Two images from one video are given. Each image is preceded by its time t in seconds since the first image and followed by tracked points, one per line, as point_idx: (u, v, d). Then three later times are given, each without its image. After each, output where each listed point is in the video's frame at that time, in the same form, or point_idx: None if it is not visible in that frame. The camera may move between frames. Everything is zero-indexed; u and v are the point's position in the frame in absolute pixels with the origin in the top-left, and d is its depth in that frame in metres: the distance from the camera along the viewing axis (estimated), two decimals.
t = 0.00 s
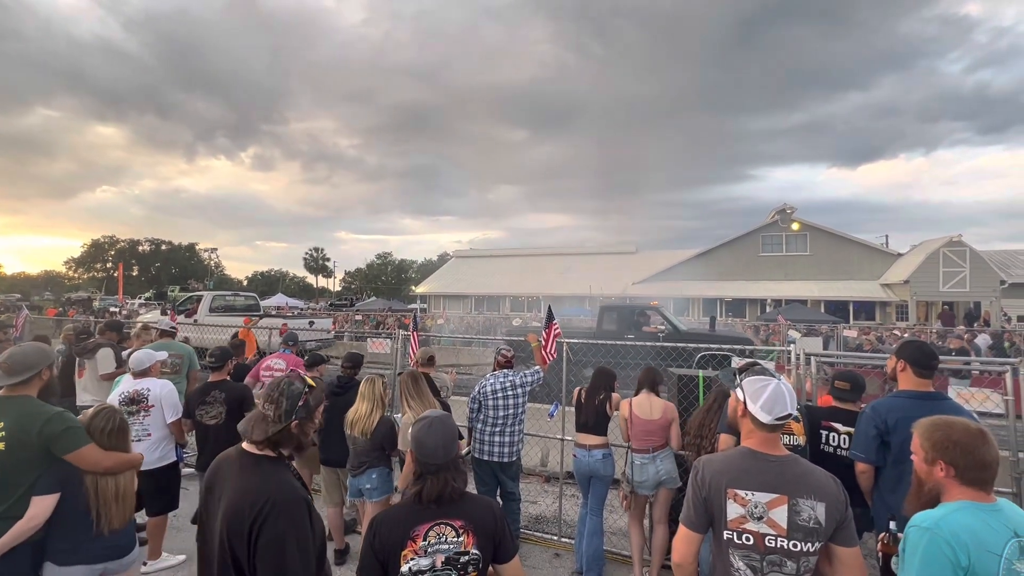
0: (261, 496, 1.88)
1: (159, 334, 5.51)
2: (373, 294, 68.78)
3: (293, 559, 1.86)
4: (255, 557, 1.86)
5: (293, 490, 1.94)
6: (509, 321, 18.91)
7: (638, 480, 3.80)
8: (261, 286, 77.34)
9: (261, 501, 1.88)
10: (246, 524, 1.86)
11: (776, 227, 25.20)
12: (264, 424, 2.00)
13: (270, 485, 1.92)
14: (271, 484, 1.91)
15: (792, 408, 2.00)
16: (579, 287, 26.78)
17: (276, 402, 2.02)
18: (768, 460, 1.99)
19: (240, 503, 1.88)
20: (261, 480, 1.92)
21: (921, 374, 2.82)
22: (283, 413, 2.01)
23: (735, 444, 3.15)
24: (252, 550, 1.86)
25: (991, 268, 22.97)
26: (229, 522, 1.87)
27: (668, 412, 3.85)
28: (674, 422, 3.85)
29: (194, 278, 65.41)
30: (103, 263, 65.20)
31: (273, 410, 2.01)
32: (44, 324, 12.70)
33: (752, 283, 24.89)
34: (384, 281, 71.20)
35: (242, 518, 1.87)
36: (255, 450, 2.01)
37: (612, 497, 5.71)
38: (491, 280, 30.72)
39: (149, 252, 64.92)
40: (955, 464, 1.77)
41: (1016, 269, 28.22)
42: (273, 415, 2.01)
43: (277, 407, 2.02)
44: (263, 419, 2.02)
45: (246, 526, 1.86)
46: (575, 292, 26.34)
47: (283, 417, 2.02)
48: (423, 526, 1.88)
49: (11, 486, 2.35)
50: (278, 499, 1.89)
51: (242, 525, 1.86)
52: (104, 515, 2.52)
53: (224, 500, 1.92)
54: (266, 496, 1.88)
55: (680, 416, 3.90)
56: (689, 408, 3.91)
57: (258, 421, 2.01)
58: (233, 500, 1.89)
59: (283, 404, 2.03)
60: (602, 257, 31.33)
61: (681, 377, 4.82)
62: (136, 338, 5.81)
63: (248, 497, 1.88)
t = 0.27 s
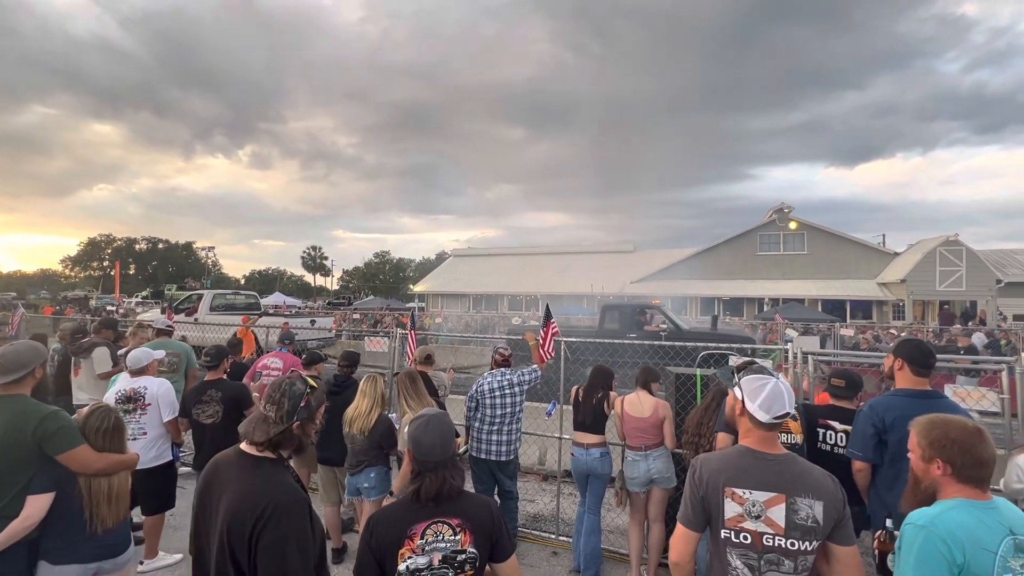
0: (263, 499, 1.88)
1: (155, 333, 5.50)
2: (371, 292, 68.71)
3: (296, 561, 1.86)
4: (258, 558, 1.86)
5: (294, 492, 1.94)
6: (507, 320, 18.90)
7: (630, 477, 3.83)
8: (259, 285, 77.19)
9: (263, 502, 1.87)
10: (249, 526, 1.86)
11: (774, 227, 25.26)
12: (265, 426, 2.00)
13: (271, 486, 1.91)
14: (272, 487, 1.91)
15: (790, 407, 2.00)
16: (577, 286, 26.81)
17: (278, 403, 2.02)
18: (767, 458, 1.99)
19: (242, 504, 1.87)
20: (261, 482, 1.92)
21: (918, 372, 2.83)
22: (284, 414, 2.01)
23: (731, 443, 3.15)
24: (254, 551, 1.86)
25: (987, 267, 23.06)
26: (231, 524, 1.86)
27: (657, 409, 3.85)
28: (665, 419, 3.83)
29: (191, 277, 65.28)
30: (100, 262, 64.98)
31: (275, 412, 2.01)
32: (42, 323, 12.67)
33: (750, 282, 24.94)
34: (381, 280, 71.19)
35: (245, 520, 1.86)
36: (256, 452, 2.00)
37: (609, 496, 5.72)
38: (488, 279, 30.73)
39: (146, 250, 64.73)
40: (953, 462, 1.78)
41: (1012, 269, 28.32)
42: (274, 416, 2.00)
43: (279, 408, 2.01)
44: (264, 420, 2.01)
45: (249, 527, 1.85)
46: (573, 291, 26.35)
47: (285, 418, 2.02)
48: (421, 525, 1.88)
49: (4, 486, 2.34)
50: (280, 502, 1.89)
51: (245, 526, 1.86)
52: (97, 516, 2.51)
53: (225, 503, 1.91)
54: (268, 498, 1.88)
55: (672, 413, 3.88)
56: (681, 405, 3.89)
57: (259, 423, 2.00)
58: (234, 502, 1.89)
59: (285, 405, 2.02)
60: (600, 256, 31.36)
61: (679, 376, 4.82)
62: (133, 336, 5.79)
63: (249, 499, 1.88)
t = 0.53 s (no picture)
0: (265, 496, 1.88)
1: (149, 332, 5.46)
2: (369, 291, 68.64)
3: (307, 553, 1.87)
4: (259, 557, 1.85)
5: (294, 487, 1.95)
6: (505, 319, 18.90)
7: (628, 476, 3.84)
8: (256, 284, 77.03)
9: (264, 501, 1.87)
10: (250, 524, 1.85)
11: (771, 226, 25.29)
12: (258, 423, 1.99)
13: (271, 484, 1.91)
14: (272, 483, 1.91)
15: (786, 405, 2.01)
16: (575, 285, 26.81)
17: (270, 400, 2.02)
18: (763, 457, 2.00)
19: (243, 503, 1.87)
20: (261, 480, 1.91)
21: (915, 371, 2.83)
22: (278, 411, 2.01)
23: (728, 442, 3.15)
24: (255, 550, 1.85)
25: (984, 267, 23.11)
26: (231, 522, 1.85)
27: (657, 409, 3.85)
28: (664, 419, 3.84)
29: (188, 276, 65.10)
30: (97, 260, 64.73)
31: (267, 409, 2.00)
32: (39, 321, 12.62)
33: (747, 281, 24.97)
34: (379, 279, 71.11)
35: (246, 519, 1.85)
36: (249, 450, 2.00)
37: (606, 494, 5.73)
38: (487, 277, 30.70)
39: (143, 248, 64.51)
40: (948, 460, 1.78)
41: (1008, 268, 28.39)
42: (267, 413, 2.00)
43: (272, 405, 2.01)
44: (257, 418, 2.01)
45: (251, 525, 1.85)
46: (571, 290, 26.33)
47: (279, 414, 2.02)
48: (417, 523, 1.88)
49: None
50: (283, 496, 1.89)
51: (247, 525, 1.85)
52: (89, 516, 2.50)
53: (224, 503, 1.89)
54: (268, 497, 1.88)
55: (671, 413, 3.89)
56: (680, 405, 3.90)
57: (252, 421, 2.00)
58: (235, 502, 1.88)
59: (279, 402, 2.03)
60: (599, 254, 31.37)
61: (676, 374, 4.83)
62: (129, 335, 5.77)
63: (251, 497, 1.87)
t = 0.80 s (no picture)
0: (267, 495, 1.88)
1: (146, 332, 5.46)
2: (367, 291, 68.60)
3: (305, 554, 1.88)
4: (261, 556, 1.85)
5: (294, 486, 1.95)
6: (503, 318, 18.91)
7: (627, 476, 3.85)
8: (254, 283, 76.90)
9: (266, 500, 1.87)
10: (252, 523, 1.85)
11: (769, 225, 25.33)
12: (262, 424, 1.99)
13: (271, 483, 1.91)
14: (272, 483, 1.91)
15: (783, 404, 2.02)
16: (573, 285, 26.83)
17: (274, 400, 2.03)
18: (759, 456, 2.00)
19: (244, 502, 1.86)
20: (261, 480, 1.91)
21: (911, 370, 2.85)
22: (282, 410, 2.04)
23: (726, 441, 3.16)
24: (257, 549, 1.85)
25: (980, 266, 23.18)
26: (232, 523, 1.85)
27: (657, 410, 3.86)
28: (664, 420, 3.85)
29: (186, 275, 64.98)
30: (94, 259, 64.53)
31: (272, 409, 2.01)
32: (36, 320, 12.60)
33: (745, 281, 25.01)
34: (377, 278, 71.05)
35: (248, 518, 1.85)
36: (248, 451, 1.99)
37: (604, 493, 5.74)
38: (485, 276, 30.70)
39: (140, 248, 64.34)
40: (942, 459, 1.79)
41: (1005, 268, 28.48)
42: (271, 413, 2.01)
43: (275, 405, 2.03)
44: (259, 419, 2.00)
45: (253, 524, 1.85)
46: (569, 289, 26.37)
47: (281, 414, 2.04)
48: (412, 522, 1.88)
49: None
50: (283, 496, 1.90)
51: (249, 524, 1.85)
52: (81, 516, 2.49)
53: (223, 502, 1.88)
54: (269, 496, 1.88)
55: (671, 414, 3.90)
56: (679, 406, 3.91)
57: (255, 422, 1.99)
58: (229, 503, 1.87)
59: (282, 401, 2.05)
60: (597, 254, 31.40)
61: (673, 374, 4.84)
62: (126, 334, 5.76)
63: (253, 496, 1.87)
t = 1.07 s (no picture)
0: (277, 492, 1.88)
1: (143, 331, 5.45)
2: (366, 290, 68.58)
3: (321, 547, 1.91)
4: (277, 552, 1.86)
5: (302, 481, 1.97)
6: (502, 317, 18.92)
7: (628, 476, 3.85)
8: (253, 282, 76.78)
9: (278, 496, 1.88)
10: (267, 521, 1.86)
11: (768, 224, 25.34)
12: (277, 420, 2.01)
13: (281, 480, 1.92)
14: (281, 480, 1.92)
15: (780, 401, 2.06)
16: (572, 284, 26.84)
17: (282, 396, 2.06)
18: (758, 456, 2.00)
19: (257, 501, 1.86)
20: (269, 477, 1.91)
21: (910, 369, 2.85)
22: (289, 405, 2.09)
23: (725, 440, 3.16)
24: (272, 546, 1.86)
25: (978, 266, 23.21)
26: (244, 522, 1.85)
27: (658, 410, 3.87)
28: (664, 420, 3.86)
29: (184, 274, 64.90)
30: (92, 258, 64.36)
31: (282, 405, 2.04)
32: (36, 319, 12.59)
33: (744, 280, 25.03)
34: (376, 278, 71.03)
35: (262, 515, 1.86)
36: (257, 449, 1.98)
37: (602, 492, 5.74)
38: (483, 276, 30.69)
39: (139, 247, 64.25)
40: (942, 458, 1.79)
41: (1002, 267, 28.53)
42: (281, 409, 2.04)
43: (284, 400, 2.06)
44: (272, 417, 2.00)
45: (267, 522, 1.86)
46: (568, 288, 26.39)
47: (287, 409, 2.08)
48: (411, 521, 1.88)
49: None
50: (292, 494, 1.90)
51: (263, 522, 1.86)
52: (75, 518, 2.48)
53: (233, 502, 1.86)
54: (280, 494, 1.89)
55: (671, 414, 3.91)
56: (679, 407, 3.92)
57: (268, 419, 1.99)
58: (241, 503, 1.86)
59: (288, 396, 2.09)
60: (596, 253, 31.41)
61: (671, 373, 4.84)
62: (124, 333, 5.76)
63: (264, 495, 1.87)
